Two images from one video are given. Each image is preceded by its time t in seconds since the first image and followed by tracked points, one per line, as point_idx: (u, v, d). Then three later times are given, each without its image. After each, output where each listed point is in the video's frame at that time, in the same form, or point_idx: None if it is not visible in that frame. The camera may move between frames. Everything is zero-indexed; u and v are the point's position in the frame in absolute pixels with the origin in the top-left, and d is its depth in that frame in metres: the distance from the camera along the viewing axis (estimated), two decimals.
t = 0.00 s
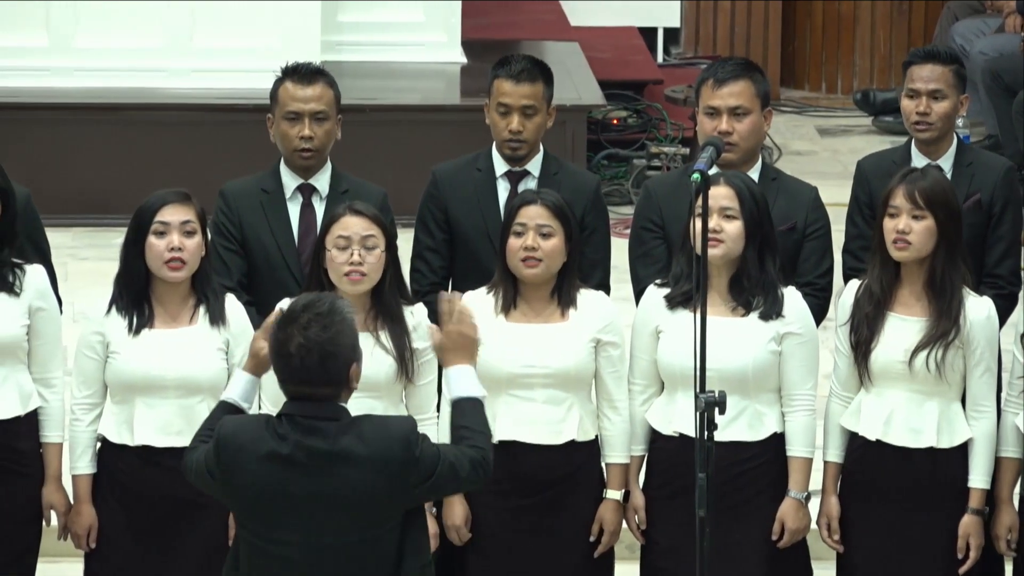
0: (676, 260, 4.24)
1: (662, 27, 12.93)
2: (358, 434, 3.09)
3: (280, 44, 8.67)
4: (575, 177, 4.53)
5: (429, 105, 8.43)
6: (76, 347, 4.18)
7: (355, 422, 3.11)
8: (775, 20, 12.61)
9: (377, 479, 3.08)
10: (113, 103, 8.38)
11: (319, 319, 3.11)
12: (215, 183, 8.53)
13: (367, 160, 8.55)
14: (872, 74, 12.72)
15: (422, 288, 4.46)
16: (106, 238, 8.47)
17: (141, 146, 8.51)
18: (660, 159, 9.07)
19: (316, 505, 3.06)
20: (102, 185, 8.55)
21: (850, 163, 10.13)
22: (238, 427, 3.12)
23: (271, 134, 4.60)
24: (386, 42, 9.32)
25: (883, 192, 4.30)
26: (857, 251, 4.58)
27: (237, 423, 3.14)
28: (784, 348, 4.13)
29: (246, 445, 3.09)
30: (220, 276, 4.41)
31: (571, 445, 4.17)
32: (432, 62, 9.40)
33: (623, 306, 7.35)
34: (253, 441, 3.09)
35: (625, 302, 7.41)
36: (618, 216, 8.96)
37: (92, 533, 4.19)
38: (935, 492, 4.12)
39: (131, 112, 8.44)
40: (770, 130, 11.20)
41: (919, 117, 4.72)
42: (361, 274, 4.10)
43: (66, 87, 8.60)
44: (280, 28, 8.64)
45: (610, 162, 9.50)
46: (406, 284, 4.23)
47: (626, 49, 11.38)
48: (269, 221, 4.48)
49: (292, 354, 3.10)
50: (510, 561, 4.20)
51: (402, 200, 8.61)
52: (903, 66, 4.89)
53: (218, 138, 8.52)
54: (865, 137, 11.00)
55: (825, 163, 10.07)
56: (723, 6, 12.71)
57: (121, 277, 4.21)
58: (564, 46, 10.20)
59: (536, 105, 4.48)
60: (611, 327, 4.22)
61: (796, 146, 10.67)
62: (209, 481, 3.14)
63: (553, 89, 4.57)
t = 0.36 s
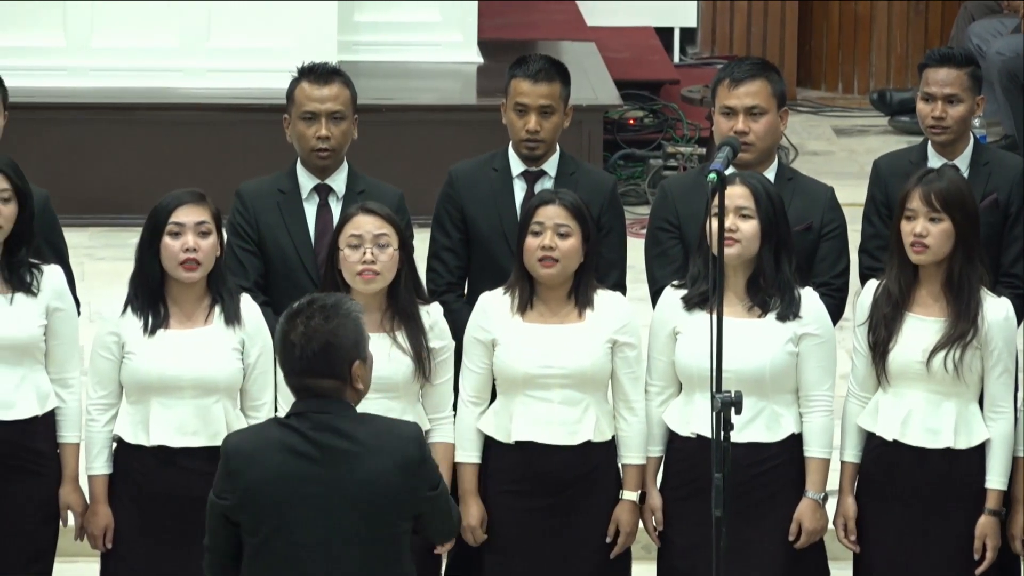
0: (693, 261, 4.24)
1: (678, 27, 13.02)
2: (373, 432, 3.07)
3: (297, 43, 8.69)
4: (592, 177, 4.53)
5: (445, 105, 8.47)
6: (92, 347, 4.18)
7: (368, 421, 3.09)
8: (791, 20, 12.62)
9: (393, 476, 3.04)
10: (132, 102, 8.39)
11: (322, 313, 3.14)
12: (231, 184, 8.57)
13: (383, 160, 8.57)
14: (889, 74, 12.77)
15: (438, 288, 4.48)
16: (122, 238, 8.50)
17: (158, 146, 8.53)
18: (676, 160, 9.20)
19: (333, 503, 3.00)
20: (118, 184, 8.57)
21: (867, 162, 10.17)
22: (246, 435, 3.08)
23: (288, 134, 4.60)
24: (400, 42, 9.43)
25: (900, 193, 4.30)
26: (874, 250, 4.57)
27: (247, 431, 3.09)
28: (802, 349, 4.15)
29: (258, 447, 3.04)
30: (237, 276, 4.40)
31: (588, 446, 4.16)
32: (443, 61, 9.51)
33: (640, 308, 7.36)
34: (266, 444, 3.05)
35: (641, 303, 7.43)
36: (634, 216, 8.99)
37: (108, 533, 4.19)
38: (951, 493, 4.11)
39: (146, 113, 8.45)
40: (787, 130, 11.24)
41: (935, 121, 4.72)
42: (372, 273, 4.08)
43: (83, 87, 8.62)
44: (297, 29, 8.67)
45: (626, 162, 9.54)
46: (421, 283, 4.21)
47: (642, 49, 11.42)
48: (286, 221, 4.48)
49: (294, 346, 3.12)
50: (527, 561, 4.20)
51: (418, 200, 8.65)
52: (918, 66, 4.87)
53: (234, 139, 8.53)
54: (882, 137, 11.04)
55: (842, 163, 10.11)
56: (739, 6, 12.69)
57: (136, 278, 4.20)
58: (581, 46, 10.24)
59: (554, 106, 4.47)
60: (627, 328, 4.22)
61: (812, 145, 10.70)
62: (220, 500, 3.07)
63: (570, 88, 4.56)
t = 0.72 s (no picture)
0: (711, 261, 4.24)
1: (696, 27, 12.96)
2: (415, 427, 3.10)
3: (314, 42, 8.69)
4: (610, 177, 4.53)
5: (463, 104, 8.51)
6: (109, 347, 4.18)
7: (411, 415, 3.12)
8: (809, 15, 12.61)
9: (436, 470, 3.09)
10: (149, 101, 8.45)
11: (367, 312, 3.13)
12: (248, 184, 8.63)
13: (401, 160, 8.62)
14: (907, 73, 12.76)
15: (456, 288, 4.47)
16: (140, 237, 8.56)
17: (176, 144, 8.58)
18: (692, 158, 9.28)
19: (376, 496, 3.04)
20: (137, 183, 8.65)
21: (884, 161, 10.22)
22: (286, 429, 3.09)
23: (304, 134, 4.60)
24: (419, 42, 9.44)
25: (920, 194, 4.31)
26: (892, 249, 4.57)
27: (287, 424, 3.10)
28: (820, 349, 4.15)
29: (301, 440, 3.06)
30: (253, 275, 4.41)
31: (605, 445, 4.17)
32: (465, 61, 9.51)
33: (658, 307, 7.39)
34: (309, 437, 3.07)
35: (659, 303, 7.46)
36: (652, 216, 9.05)
37: (126, 532, 4.19)
38: (969, 493, 4.11)
39: (164, 111, 8.52)
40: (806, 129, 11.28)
41: (954, 122, 4.72)
42: (385, 273, 4.08)
43: (100, 86, 8.65)
44: (313, 29, 8.66)
45: (643, 161, 9.59)
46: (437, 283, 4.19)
47: (660, 48, 11.45)
48: (303, 221, 4.49)
49: (338, 347, 3.11)
50: (545, 561, 4.21)
51: (436, 199, 8.70)
52: (937, 66, 4.86)
53: (251, 138, 8.59)
54: (900, 137, 11.08)
55: (860, 162, 10.15)
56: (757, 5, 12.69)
57: (154, 277, 4.21)
58: (598, 45, 10.28)
59: (572, 103, 4.48)
60: (645, 327, 4.22)
61: (830, 145, 10.74)
62: (261, 498, 3.06)
63: (587, 87, 4.56)
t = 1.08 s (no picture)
0: (732, 261, 4.24)
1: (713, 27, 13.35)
2: (455, 434, 3.23)
3: (331, 43, 8.80)
4: (629, 177, 4.53)
5: (482, 104, 8.59)
6: (131, 347, 4.20)
7: (450, 423, 3.25)
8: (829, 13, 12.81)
9: (474, 475, 3.21)
10: (167, 101, 8.58)
11: (414, 315, 3.28)
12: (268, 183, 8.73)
13: (422, 160, 8.72)
14: (927, 72, 12.93)
15: (475, 289, 4.47)
16: (159, 237, 8.64)
17: (193, 144, 8.70)
18: (712, 159, 9.21)
19: (416, 500, 3.18)
20: (159, 183, 8.75)
21: (903, 161, 10.28)
22: (330, 435, 3.24)
23: (322, 134, 4.60)
24: (438, 42, 9.52)
25: (940, 195, 4.30)
26: (912, 249, 4.56)
27: (331, 428, 3.26)
28: (840, 350, 4.16)
29: (344, 442, 3.21)
30: (273, 275, 4.41)
31: (623, 446, 4.16)
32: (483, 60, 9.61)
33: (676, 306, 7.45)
34: (352, 441, 3.22)
35: (676, 302, 7.52)
36: (671, 216, 9.12)
37: (145, 532, 4.19)
38: (990, 492, 4.11)
39: (183, 112, 8.64)
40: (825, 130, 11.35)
41: (973, 121, 4.71)
42: (406, 275, 4.09)
43: (118, 86, 8.77)
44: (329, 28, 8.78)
45: (662, 161, 9.63)
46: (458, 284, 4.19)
47: (680, 49, 11.52)
48: (321, 221, 4.49)
49: (386, 349, 3.25)
50: (564, 561, 4.20)
51: (456, 198, 8.78)
52: (957, 66, 4.87)
53: (268, 137, 8.72)
54: (919, 137, 11.15)
55: (879, 162, 10.21)
56: (777, 6, 12.98)
57: (174, 277, 4.21)
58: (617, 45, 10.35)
59: (592, 101, 4.47)
60: (664, 328, 4.21)
61: (849, 145, 10.80)
62: (305, 501, 3.24)
63: (607, 87, 4.56)
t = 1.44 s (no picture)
0: (752, 261, 4.24)
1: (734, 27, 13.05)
2: (485, 434, 3.24)
3: (354, 41, 8.83)
4: (649, 177, 4.53)
5: (501, 104, 8.62)
6: (149, 346, 4.20)
7: (480, 423, 3.26)
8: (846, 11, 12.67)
9: (503, 475, 3.21)
10: (191, 100, 8.59)
11: (447, 317, 3.28)
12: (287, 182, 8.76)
13: (443, 159, 8.75)
14: (946, 73, 12.78)
15: (494, 288, 4.47)
16: (179, 236, 8.67)
17: (214, 142, 8.72)
18: (733, 157, 9.37)
19: (442, 498, 3.19)
20: (179, 183, 8.78)
21: (923, 160, 10.30)
22: (361, 427, 3.24)
23: (343, 133, 4.61)
24: (458, 41, 9.55)
25: (959, 195, 4.30)
26: (931, 250, 4.56)
27: (359, 423, 3.27)
28: (860, 349, 4.16)
29: (372, 439, 3.22)
30: (292, 275, 4.42)
31: (642, 445, 4.16)
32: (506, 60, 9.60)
33: (696, 306, 7.48)
34: (381, 438, 3.22)
35: (697, 302, 7.55)
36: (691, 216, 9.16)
37: (164, 531, 4.19)
38: (1009, 492, 4.09)
39: (204, 112, 8.65)
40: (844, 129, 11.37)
41: (992, 119, 4.71)
42: (431, 271, 4.12)
43: (140, 87, 8.81)
44: (351, 27, 8.80)
45: (682, 160, 9.69)
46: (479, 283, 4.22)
47: (698, 48, 11.54)
48: (341, 218, 4.49)
49: (419, 351, 3.26)
50: (584, 560, 4.20)
51: (476, 198, 8.81)
52: (975, 65, 4.87)
53: (290, 136, 8.71)
54: (939, 136, 11.17)
55: (899, 161, 10.24)
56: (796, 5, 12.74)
57: (194, 276, 4.22)
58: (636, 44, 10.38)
59: (611, 99, 4.50)
60: (682, 327, 4.20)
61: (869, 144, 10.81)
62: (329, 486, 3.24)
63: (627, 86, 4.59)
